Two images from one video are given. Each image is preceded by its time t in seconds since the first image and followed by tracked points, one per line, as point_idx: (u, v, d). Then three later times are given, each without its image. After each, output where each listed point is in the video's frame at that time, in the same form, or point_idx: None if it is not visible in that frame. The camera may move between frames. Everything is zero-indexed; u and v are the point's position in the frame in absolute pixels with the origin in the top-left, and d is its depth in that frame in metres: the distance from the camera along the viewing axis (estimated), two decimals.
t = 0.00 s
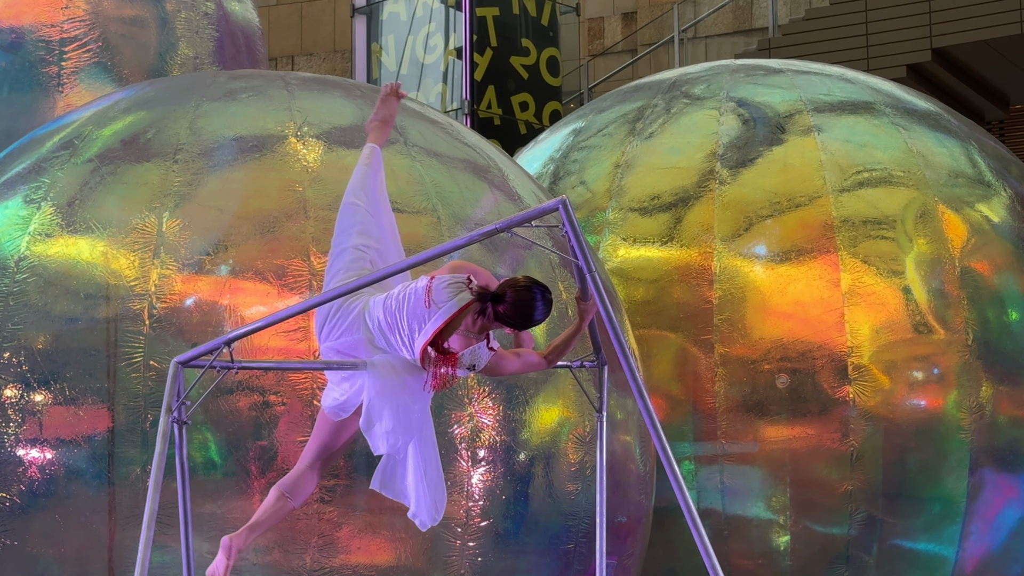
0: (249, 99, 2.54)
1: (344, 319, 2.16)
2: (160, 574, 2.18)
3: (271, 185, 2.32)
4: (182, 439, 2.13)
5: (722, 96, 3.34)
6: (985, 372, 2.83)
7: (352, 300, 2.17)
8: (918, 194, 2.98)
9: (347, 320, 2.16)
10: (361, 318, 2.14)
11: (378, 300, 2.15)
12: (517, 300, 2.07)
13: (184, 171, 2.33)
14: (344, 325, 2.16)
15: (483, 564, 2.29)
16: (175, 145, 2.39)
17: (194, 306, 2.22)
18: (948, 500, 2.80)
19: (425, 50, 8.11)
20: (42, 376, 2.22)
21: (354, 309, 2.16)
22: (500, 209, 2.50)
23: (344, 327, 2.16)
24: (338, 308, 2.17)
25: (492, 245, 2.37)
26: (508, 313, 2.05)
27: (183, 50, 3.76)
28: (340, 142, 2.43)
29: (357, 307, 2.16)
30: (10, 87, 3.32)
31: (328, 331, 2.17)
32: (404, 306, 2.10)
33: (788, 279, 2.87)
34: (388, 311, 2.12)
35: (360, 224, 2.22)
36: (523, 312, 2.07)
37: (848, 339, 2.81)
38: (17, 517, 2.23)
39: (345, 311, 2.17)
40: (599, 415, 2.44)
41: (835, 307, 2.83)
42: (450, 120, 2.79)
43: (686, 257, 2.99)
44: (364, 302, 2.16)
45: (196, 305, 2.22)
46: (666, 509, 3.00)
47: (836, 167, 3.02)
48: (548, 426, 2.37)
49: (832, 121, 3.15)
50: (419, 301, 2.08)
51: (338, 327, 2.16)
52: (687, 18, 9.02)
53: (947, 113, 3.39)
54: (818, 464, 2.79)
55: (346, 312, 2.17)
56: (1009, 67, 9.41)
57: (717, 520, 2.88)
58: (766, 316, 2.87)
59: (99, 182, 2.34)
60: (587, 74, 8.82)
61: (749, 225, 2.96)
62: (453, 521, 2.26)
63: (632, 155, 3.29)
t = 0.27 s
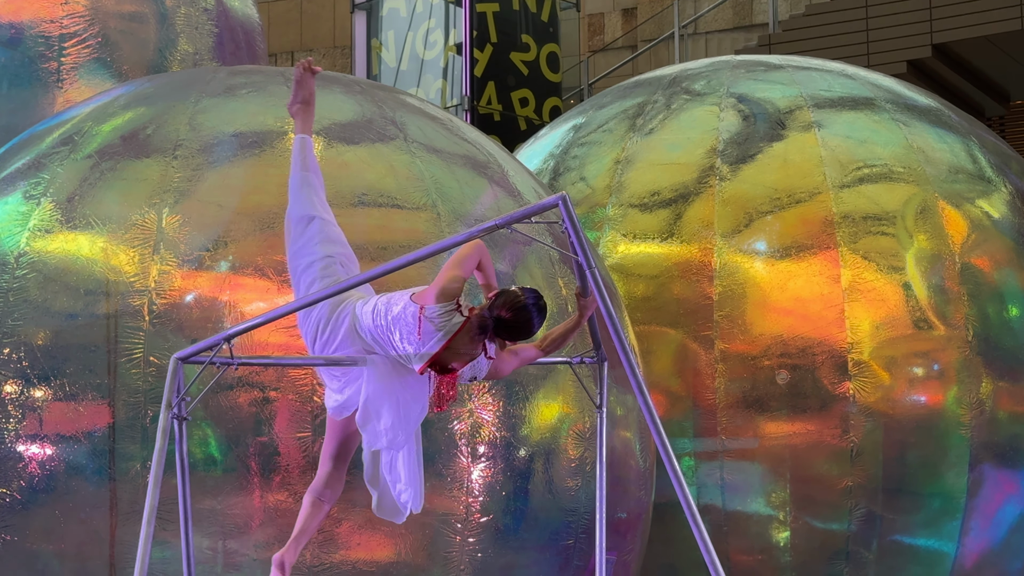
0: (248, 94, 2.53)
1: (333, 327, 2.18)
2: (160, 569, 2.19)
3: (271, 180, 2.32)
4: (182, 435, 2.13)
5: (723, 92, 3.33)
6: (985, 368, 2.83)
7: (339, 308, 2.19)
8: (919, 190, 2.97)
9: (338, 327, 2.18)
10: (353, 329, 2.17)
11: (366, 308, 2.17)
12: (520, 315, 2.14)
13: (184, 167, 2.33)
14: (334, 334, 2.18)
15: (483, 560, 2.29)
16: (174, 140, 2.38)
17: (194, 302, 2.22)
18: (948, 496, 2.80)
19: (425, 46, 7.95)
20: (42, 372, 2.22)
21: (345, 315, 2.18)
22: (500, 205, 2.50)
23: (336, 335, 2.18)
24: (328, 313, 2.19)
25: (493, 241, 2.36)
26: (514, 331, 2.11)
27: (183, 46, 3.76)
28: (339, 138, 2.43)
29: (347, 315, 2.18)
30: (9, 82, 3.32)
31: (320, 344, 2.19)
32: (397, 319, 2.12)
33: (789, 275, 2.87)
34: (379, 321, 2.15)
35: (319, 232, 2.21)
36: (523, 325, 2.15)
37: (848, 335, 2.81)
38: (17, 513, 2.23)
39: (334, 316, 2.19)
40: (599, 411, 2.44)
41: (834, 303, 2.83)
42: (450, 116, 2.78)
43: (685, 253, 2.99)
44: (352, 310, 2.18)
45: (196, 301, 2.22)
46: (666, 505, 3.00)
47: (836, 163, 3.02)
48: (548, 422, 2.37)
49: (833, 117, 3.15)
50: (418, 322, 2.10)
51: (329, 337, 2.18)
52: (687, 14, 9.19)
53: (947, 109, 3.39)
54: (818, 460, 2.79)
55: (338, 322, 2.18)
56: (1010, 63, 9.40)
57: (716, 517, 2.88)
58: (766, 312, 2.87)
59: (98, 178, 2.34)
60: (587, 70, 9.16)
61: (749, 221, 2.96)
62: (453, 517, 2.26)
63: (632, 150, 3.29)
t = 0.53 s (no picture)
0: (248, 86, 2.53)
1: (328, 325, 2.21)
2: (161, 561, 2.19)
3: (271, 172, 2.31)
4: (183, 426, 2.12)
5: (723, 83, 3.34)
6: (985, 360, 2.83)
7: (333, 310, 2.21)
8: (919, 181, 2.97)
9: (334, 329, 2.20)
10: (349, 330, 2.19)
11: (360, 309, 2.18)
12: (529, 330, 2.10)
13: (184, 159, 2.33)
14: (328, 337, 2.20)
15: (483, 551, 2.29)
16: (174, 132, 2.38)
17: (195, 294, 2.22)
18: (948, 487, 2.80)
19: (425, 38, 8.07)
20: (42, 363, 2.22)
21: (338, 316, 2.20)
22: (500, 196, 2.50)
23: (333, 338, 2.20)
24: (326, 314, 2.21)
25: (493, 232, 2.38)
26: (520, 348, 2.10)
27: (182, 37, 3.75)
28: (339, 130, 2.43)
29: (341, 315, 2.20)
30: (9, 74, 3.31)
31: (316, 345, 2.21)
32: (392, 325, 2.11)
33: (789, 267, 2.88)
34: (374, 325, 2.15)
35: (281, 253, 2.21)
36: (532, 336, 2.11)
37: (849, 326, 2.80)
38: (18, 504, 2.23)
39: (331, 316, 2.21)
40: (599, 402, 2.44)
41: (835, 295, 2.83)
42: (450, 107, 2.78)
43: (685, 245, 3.00)
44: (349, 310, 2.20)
45: (196, 292, 2.23)
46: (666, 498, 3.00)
47: (836, 155, 3.01)
48: (548, 414, 2.38)
49: (833, 109, 3.14)
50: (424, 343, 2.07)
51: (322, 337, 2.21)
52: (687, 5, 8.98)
53: (947, 101, 3.39)
54: (818, 452, 2.79)
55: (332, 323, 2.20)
56: (1008, 54, 9.40)
57: (716, 509, 2.88)
58: (766, 303, 2.87)
59: (98, 170, 2.33)
60: (587, 62, 9.10)
61: (749, 213, 2.96)
62: (453, 508, 2.26)
63: (632, 142, 3.29)
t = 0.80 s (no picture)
0: (248, 68, 2.53)
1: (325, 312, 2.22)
2: (161, 543, 2.18)
3: (270, 154, 2.31)
4: (183, 409, 2.13)
5: (723, 66, 3.34)
6: (985, 343, 2.83)
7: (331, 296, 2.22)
8: (919, 164, 2.97)
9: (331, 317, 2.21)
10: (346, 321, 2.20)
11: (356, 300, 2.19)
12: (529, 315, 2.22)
13: (184, 141, 2.32)
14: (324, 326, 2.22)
15: (483, 534, 2.29)
16: (174, 114, 2.38)
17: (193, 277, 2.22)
18: (948, 469, 2.80)
19: (425, 20, 7.70)
20: (42, 346, 2.22)
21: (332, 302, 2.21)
22: (500, 178, 2.49)
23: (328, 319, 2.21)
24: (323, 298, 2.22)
25: (492, 216, 2.43)
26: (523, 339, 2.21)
27: (181, 20, 3.74)
28: (339, 112, 2.43)
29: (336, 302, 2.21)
30: (8, 56, 3.31)
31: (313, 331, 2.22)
32: (392, 318, 2.15)
33: (789, 250, 2.87)
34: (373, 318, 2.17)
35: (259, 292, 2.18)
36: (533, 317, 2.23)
37: (848, 309, 2.81)
38: (18, 486, 2.23)
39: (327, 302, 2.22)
40: (599, 385, 2.45)
41: (835, 278, 2.83)
42: (450, 90, 2.78)
43: (686, 227, 2.99)
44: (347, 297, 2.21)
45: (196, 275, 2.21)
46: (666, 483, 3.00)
47: (837, 137, 3.01)
48: (548, 396, 2.38)
49: (833, 91, 3.15)
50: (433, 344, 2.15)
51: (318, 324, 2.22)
52: None
53: (947, 83, 3.40)
54: (818, 435, 2.79)
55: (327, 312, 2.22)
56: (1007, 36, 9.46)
57: (716, 491, 2.88)
58: (766, 286, 2.86)
59: (97, 152, 2.33)
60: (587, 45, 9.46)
61: (749, 195, 2.96)
62: (453, 491, 2.26)
63: (632, 125, 3.29)
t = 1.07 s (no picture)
0: (248, 42, 2.53)
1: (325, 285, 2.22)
2: (162, 518, 2.20)
3: (270, 129, 2.31)
4: (183, 382, 2.11)
5: (724, 41, 3.35)
6: (985, 317, 2.84)
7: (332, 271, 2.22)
8: (920, 138, 2.97)
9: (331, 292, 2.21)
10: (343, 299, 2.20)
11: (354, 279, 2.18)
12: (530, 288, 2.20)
13: (184, 115, 2.32)
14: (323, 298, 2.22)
15: (483, 508, 2.29)
16: (174, 89, 2.38)
17: (195, 252, 2.21)
18: (948, 444, 2.81)
19: None
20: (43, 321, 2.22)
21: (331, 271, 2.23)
22: (500, 153, 2.49)
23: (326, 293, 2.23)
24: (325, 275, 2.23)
25: (492, 190, 2.43)
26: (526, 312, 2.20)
27: None
28: (339, 86, 2.42)
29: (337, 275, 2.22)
30: (7, 29, 3.29)
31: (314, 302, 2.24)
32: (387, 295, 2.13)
33: (789, 224, 2.88)
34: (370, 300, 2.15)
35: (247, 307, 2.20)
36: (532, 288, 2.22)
37: (849, 284, 2.80)
38: (19, 461, 2.23)
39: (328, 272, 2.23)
40: (599, 359, 2.43)
41: (835, 252, 2.83)
42: (450, 65, 2.78)
43: (687, 202, 3.00)
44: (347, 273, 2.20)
45: (196, 250, 2.21)
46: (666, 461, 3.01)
47: (838, 112, 3.01)
48: (549, 370, 2.39)
49: (834, 66, 3.15)
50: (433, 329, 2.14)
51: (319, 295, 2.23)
52: None
53: (948, 57, 3.42)
54: (818, 410, 2.79)
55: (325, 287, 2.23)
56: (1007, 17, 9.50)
57: (717, 466, 2.89)
58: (766, 260, 2.87)
59: (98, 127, 2.33)
60: (586, 19, 9.45)
61: (749, 170, 2.97)
62: (454, 465, 2.26)
63: (632, 100, 3.31)
